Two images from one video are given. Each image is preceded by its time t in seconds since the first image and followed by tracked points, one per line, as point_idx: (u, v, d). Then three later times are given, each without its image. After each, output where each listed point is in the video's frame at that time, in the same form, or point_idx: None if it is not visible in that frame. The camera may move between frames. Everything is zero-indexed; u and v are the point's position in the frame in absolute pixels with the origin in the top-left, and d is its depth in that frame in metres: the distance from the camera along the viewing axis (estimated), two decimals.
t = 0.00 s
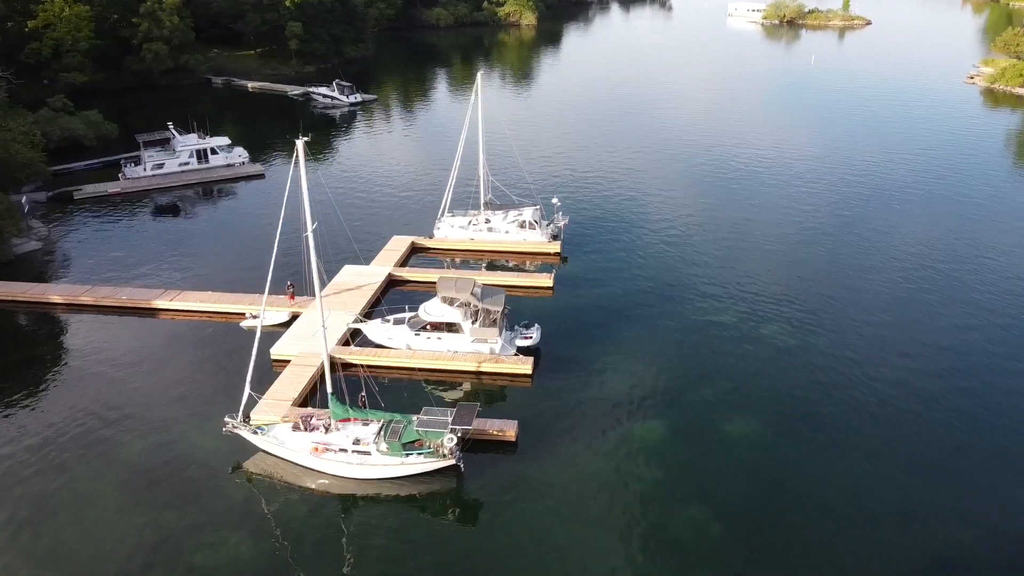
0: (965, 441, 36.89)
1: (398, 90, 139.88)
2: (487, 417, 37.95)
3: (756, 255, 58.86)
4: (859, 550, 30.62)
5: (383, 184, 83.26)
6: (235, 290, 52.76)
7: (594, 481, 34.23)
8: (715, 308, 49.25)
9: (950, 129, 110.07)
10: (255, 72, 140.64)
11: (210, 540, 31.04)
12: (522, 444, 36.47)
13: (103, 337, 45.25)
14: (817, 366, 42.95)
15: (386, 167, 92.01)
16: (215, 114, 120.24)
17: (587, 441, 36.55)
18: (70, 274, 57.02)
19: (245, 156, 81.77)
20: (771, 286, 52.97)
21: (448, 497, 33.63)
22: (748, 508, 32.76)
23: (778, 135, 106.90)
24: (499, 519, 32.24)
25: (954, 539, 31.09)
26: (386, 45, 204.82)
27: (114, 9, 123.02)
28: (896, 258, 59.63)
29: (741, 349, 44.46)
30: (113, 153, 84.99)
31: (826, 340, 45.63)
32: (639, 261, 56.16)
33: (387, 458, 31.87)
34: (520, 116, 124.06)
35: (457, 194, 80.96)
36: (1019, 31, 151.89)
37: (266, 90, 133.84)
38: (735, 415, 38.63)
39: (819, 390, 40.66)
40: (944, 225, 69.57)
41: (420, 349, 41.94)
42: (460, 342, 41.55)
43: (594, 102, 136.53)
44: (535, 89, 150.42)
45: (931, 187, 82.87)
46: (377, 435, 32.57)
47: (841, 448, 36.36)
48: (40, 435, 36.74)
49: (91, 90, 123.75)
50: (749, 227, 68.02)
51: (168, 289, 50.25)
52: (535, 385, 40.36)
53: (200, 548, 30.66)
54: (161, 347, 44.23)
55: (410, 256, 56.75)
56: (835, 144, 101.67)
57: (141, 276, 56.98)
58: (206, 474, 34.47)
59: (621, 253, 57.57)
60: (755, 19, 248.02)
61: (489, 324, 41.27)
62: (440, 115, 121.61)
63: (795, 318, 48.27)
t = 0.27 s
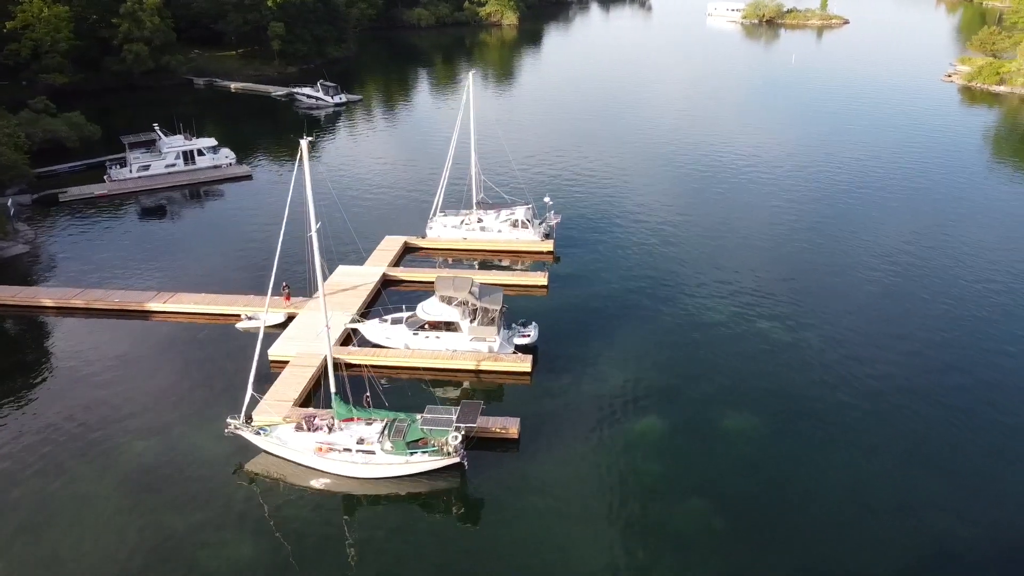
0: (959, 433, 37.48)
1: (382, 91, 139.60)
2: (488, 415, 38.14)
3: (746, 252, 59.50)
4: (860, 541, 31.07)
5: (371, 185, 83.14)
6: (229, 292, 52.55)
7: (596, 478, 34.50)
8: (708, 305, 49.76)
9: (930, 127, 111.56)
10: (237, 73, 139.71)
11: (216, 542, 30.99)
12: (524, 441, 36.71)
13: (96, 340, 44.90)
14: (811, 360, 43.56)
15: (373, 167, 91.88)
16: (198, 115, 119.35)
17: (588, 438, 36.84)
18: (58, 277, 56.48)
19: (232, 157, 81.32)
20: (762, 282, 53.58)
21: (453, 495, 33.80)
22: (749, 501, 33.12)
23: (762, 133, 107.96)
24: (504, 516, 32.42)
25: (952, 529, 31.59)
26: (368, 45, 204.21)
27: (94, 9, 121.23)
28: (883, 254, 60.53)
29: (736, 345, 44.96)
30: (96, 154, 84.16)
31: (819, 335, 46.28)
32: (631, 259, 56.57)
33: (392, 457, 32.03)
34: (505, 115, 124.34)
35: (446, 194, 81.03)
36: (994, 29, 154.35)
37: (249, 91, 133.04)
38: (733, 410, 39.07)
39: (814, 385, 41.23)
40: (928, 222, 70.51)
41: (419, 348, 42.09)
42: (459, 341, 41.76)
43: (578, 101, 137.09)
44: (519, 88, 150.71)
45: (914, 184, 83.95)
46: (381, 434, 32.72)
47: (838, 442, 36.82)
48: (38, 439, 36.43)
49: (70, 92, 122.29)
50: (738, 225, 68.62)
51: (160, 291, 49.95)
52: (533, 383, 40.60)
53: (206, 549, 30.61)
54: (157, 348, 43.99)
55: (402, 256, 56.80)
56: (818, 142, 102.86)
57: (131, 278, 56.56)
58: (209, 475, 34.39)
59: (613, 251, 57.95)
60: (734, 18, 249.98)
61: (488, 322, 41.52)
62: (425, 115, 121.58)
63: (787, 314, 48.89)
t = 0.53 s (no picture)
0: (952, 423, 38.07)
1: (366, 91, 139.21)
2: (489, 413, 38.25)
3: (736, 249, 60.07)
4: (860, 530, 31.49)
5: (359, 186, 82.93)
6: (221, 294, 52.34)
7: (599, 474, 34.72)
8: (702, 301, 50.23)
9: (909, 124, 113.17)
10: (219, 74, 138.70)
11: (222, 544, 30.86)
12: (526, 439, 36.87)
13: (89, 342, 44.51)
14: (805, 355, 44.09)
15: (361, 167, 91.65)
16: (180, 116, 118.31)
17: (589, 434, 37.08)
18: (46, 281, 55.87)
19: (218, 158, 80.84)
20: (753, 279, 54.13)
21: (458, 493, 33.90)
22: (751, 493, 33.46)
23: (746, 131, 108.88)
24: (510, 513, 32.55)
25: (949, 516, 32.07)
26: (349, 45, 203.40)
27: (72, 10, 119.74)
28: (869, 250, 61.41)
29: (731, 340, 45.38)
30: (80, 157, 83.31)
31: (812, 330, 46.88)
32: (623, 256, 56.94)
33: (396, 456, 32.08)
34: (490, 115, 124.46)
35: (435, 194, 81.05)
36: (969, 28, 156.75)
37: (231, 92, 132.15)
38: (731, 403, 39.45)
39: (809, 378, 41.73)
40: (913, 218, 71.59)
41: (417, 347, 42.23)
42: (457, 339, 41.96)
43: (562, 101, 137.51)
44: (502, 88, 150.86)
45: (896, 181, 85.11)
46: (384, 432, 32.82)
47: (834, 433, 37.30)
48: (35, 443, 35.98)
49: (49, 93, 120.73)
50: (726, 223, 69.27)
51: (152, 294, 49.59)
52: (532, 380, 40.80)
53: (213, 551, 30.50)
54: (152, 351, 43.69)
55: (395, 256, 56.83)
56: (801, 140, 103.93)
57: (120, 281, 56.08)
58: (212, 477, 34.21)
59: (604, 249, 58.29)
60: (713, 18, 251.82)
61: (486, 321, 41.77)
62: (410, 116, 121.43)
63: (780, 310, 49.45)
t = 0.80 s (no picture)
0: (945, 415, 38.78)
1: (349, 91, 138.73)
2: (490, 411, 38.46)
3: (726, 246, 60.71)
4: (859, 520, 32.05)
5: (347, 187, 82.70)
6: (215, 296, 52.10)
7: (603, 469, 35.02)
8: (695, 298, 50.74)
9: (889, 122, 114.71)
10: (200, 75, 137.58)
11: (229, 545, 30.79)
12: (528, 436, 37.09)
13: (83, 345, 44.10)
14: (799, 349, 44.70)
15: (348, 167, 91.43)
16: (162, 117, 117.20)
17: (590, 430, 37.38)
18: (34, 285, 55.25)
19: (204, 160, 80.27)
20: (745, 275, 54.74)
21: (463, 491, 34.05)
22: (751, 486, 33.92)
23: (730, 130, 109.78)
24: (515, 510, 32.73)
25: (945, 506, 32.72)
26: (330, 46, 202.47)
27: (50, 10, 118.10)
28: (856, 246, 62.30)
29: (726, 336, 45.89)
30: (62, 159, 82.35)
31: (804, 325, 47.51)
32: (616, 254, 57.36)
33: (400, 454, 32.19)
34: (474, 115, 124.56)
35: (424, 194, 81.09)
36: (945, 27, 159.15)
37: (213, 93, 131.18)
38: (729, 398, 39.91)
39: (804, 372, 42.32)
40: (897, 214, 72.69)
41: (415, 347, 42.34)
42: (455, 338, 42.13)
43: (546, 100, 137.90)
44: (485, 88, 150.95)
45: (879, 177, 86.24)
46: (388, 431, 32.93)
47: (831, 426, 37.86)
48: (33, 447, 35.64)
49: (28, 95, 119.07)
50: (715, 221, 69.96)
51: (144, 296, 49.24)
52: (531, 377, 41.02)
53: (220, 552, 30.42)
54: (147, 353, 43.39)
55: (388, 256, 56.87)
56: (784, 138, 105.02)
57: (110, 284, 55.60)
58: (216, 478, 34.10)
59: (596, 247, 58.69)
60: (693, 17, 253.60)
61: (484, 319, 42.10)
62: (395, 116, 121.20)
63: (773, 306, 50.04)
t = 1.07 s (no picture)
0: (941, 407, 39.45)
1: (335, 92, 138.30)
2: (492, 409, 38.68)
3: (718, 243, 61.27)
4: (862, 514, 32.56)
5: (337, 187, 82.49)
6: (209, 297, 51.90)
7: (605, 464, 35.33)
8: (690, 295, 51.21)
9: (872, 119, 116.06)
10: (183, 77, 136.56)
11: (236, 545, 30.78)
12: (531, 433, 37.35)
13: (79, 348, 43.79)
14: (794, 344, 45.28)
15: (337, 167, 91.20)
16: (147, 118, 116.23)
17: (592, 426, 37.70)
18: (25, 288, 54.76)
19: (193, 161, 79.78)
20: (738, 272, 55.32)
21: (468, 487, 34.25)
22: (756, 480, 34.37)
23: (716, 128, 110.60)
24: (521, 506, 32.96)
25: (945, 497, 33.35)
26: (313, 46, 201.57)
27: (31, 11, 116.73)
28: (845, 242, 63.10)
29: (722, 332, 46.38)
30: (48, 161, 81.56)
31: (798, 321, 48.12)
32: (609, 252, 57.77)
33: (405, 453, 33.26)
34: (461, 114, 124.61)
35: (414, 194, 81.10)
36: (924, 26, 161.17)
37: (197, 94, 130.30)
38: (728, 393, 40.38)
39: (799, 367, 42.88)
40: (884, 211, 73.65)
41: (415, 346, 42.59)
42: (455, 337, 42.40)
43: (532, 100, 138.18)
44: (470, 88, 150.99)
45: (865, 174, 87.27)
46: (393, 430, 33.92)
47: (830, 420, 38.45)
48: (33, 452, 35.41)
49: (9, 97, 117.66)
50: (705, 219, 70.59)
51: (139, 298, 48.96)
52: (531, 375, 41.32)
53: (228, 552, 30.41)
54: (145, 355, 43.17)
55: (382, 256, 56.91)
56: (770, 136, 105.97)
57: (103, 286, 55.20)
58: (220, 479, 34.06)
59: (590, 246, 59.05)
60: (675, 17, 254.98)
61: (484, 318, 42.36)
62: (382, 116, 121.00)
63: (767, 302, 50.59)
